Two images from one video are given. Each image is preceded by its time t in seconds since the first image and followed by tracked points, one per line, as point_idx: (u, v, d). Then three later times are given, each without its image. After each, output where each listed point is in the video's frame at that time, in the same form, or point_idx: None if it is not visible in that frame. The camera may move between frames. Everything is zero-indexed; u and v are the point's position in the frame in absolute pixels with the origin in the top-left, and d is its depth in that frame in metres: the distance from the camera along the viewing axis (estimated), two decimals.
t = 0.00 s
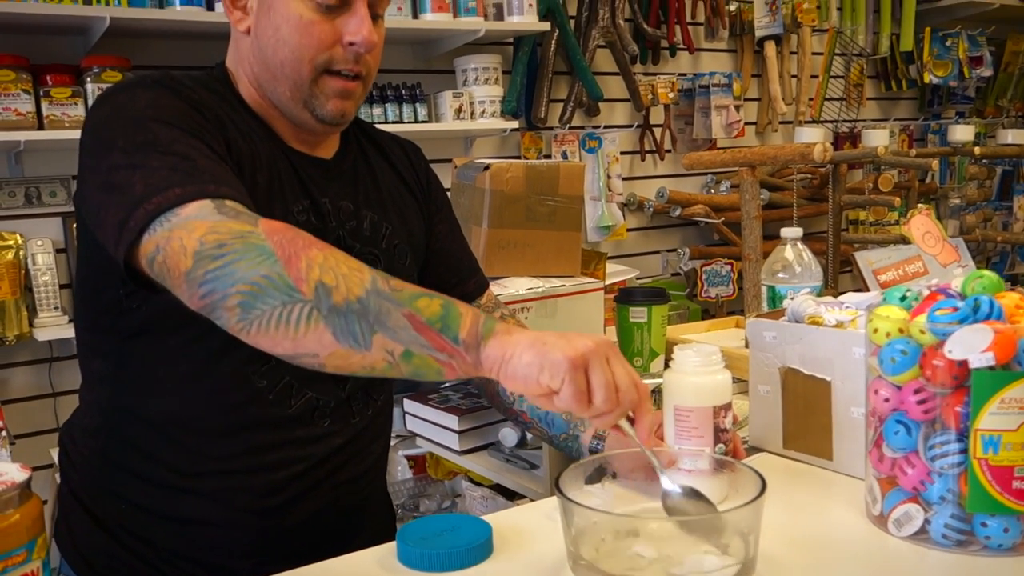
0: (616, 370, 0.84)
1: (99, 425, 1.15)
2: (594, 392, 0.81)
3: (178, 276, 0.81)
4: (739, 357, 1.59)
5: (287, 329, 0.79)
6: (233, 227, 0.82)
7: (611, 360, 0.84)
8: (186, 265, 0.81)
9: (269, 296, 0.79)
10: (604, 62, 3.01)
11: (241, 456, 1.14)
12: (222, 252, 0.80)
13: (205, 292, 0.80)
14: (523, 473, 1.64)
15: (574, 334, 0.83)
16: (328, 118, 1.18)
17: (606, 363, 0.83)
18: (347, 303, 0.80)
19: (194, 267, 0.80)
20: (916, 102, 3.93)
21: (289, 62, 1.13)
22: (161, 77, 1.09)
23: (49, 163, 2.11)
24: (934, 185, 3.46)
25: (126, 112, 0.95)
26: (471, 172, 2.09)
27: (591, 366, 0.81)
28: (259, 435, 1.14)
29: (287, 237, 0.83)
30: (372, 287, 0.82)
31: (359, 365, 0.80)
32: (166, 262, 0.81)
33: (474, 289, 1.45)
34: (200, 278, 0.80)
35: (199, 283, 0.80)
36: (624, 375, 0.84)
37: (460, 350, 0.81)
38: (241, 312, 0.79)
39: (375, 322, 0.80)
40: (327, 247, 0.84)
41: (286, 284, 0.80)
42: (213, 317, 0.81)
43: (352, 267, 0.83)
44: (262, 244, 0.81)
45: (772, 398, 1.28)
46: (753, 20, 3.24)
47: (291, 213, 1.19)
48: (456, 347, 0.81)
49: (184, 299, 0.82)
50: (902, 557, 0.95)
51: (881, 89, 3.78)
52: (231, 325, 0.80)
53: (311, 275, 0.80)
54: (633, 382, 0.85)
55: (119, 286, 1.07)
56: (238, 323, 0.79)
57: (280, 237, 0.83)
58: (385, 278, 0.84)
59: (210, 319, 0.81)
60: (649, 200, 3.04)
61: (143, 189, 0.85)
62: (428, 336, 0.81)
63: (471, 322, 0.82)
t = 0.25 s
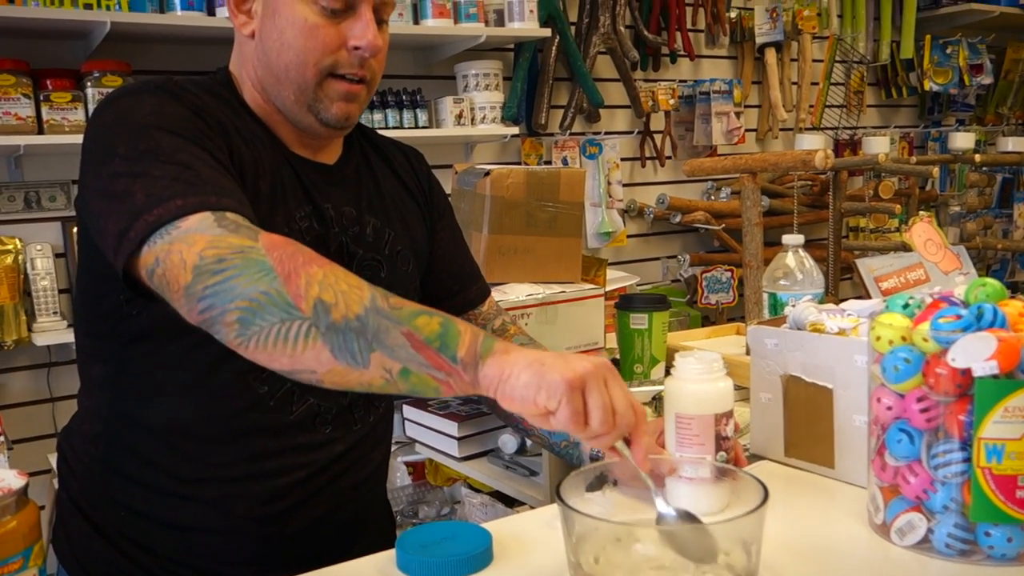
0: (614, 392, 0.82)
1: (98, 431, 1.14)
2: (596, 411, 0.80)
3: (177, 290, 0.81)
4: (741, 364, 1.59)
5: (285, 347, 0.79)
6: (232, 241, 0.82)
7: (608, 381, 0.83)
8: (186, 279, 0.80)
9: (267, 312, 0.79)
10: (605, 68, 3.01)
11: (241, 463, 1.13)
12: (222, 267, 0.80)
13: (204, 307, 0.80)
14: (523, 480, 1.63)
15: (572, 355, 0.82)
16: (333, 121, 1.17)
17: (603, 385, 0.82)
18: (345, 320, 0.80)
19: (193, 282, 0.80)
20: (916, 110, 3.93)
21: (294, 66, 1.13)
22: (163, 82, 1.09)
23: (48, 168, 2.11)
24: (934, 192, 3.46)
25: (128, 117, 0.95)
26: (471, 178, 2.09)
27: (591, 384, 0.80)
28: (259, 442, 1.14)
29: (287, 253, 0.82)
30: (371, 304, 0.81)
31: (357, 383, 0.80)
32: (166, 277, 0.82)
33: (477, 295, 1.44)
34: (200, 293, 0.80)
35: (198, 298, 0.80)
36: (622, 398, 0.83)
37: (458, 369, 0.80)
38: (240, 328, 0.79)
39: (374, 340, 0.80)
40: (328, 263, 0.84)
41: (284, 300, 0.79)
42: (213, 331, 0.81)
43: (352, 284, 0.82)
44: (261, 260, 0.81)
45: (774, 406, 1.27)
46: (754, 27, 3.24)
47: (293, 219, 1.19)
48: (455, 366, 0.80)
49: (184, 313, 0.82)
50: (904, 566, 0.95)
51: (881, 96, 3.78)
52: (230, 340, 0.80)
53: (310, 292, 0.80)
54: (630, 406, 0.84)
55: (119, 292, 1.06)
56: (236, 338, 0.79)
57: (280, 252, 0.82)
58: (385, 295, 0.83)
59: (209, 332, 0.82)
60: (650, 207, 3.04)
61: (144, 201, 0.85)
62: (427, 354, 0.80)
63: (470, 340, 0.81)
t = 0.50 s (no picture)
0: (611, 407, 0.81)
1: (94, 435, 1.14)
2: (591, 421, 0.79)
3: (173, 285, 0.80)
4: (740, 369, 1.58)
5: (280, 344, 0.78)
6: (231, 238, 0.81)
7: (607, 395, 0.82)
8: (183, 274, 0.80)
9: (264, 309, 0.78)
10: (604, 72, 3.01)
11: (237, 468, 1.12)
12: (220, 263, 0.79)
13: (200, 302, 0.79)
14: (521, 485, 1.62)
15: (570, 367, 0.81)
16: (330, 122, 1.17)
17: (601, 399, 0.81)
18: (343, 319, 0.79)
19: (190, 277, 0.79)
20: (915, 115, 3.93)
21: (289, 68, 1.13)
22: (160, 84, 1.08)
23: (45, 170, 2.10)
24: (932, 197, 3.46)
25: (124, 120, 0.95)
26: (471, 181, 2.08)
27: (585, 394, 0.79)
28: (255, 446, 1.13)
29: (285, 251, 0.82)
30: (369, 304, 0.81)
31: (352, 383, 0.79)
32: (162, 271, 0.81)
33: (476, 300, 1.44)
34: (196, 288, 0.79)
35: (195, 293, 0.79)
36: (619, 412, 0.82)
37: (456, 374, 0.79)
38: (235, 324, 0.78)
39: (371, 340, 0.79)
40: (326, 262, 0.83)
41: (281, 297, 0.78)
42: (207, 328, 0.79)
43: (350, 284, 0.82)
44: (260, 257, 0.80)
45: (774, 411, 1.27)
46: (753, 32, 3.24)
47: (290, 222, 1.18)
48: (452, 371, 0.79)
49: (178, 308, 0.81)
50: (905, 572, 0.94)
51: (879, 102, 3.78)
52: (225, 336, 0.79)
53: (308, 290, 0.79)
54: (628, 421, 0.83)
55: (116, 295, 1.06)
56: (231, 335, 0.78)
57: (279, 250, 0.82)
58: (383, 298, 0.83)
59: (203, 329, 0.80)
60: (648, 212, 3.04)
61: (138, 197, 0.85)
62: (424, 357, 0.79)
63: (468, 345, 0.81)
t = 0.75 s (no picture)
0: (605, 389, 0.80)
1: (89, 435, 1.13)
2: (585, 403, 0.78)
3: (159, 287, 0.80)
4: (739, 369, 1.58)
5: (269, 342, 0.78)
6: (215, 237, 0.81)
7: (601, 376, 0.80)
8: (168, 276, 0.80)
9: (251, 308, 0.78)
10: (603, 72, 3.00)
11: (233, 468, 1.11)
12: (204, 263, 0.79)
13: (186, 304, 0.79)
14: (519, 485, 1.62)
15: (563, 350, 0.80)
16: (330, 119, 1.16)
17: (595, 381, 0.79)
18: (331, 314, 0.78)
19: (175, 278, 0.79)
20: (914, 115, 3.94)
21: (287, 66, 1.12)
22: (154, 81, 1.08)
23: (42, 169, 2.10)
24: (931, 197, 3.46)
25: (118, 117, 0.94)
26: (469, 181, 2.08)
27: (580, 379, 0.77)
28: (251, 446, 1.12)
29: (270, 248, 0.82)
30: (357, 297, 0.80)
31: (344, 379, 0.78)
32: (148, 273, 0.81)
33: (474, 299, 1.44)
34: (182, 290, 0.79)
35: (180, 295, 0.79)
36: (614, 394, 0.80)
37: (447, 361, 0.78)
38: (223, 325, 0.78)
39: (360, 333, 0.78)
40: (312, 258, 0.83)
41: (268, 295, 0.78)
42: (195, 329, 0.79)
43: (337, 277, 0.81)
44: (244, 255, 0.80)
45: (773, 411, 1.26)
46: (752, 32, 3.23)
47: (286, 221, 1.17)
48: (443, 358, 0.78)
49: (166, 311, 0.81)
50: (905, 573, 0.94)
51: (878, 102, 3.78)
52: (213, 337, 0.79)
53: (294, 287, 0.79)
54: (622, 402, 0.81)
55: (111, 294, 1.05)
56: (219, 335, 0.78)
57: (263, 247, 0.81)
58: (371, 288, 0.82)
59: (192, 331, 0.80)
60: (647, 212, 3.04)
61: (131, 195, 0.84)
62: (415, 347, 0.78)
63: (459, 331, 0.80)
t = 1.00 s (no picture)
0: (581, 403, 0.77)
1: (86, 434, 1.13)
2: (563, 415, 0.75)
3: (140, 302, 0.80)
4: (738, 368, 1.58)
5: (248, 358, 0.77)
6: (193, 251, 0.81)
7: (577, 390, 0.78)
8: (147, 291, 0.80)
9: (228, 325, 0.78)
10: (601, 70, 3.00)
11: (228, 468, 1.11)
12: (181, 279, 0.79)
13: (165, 320, 0.79)
14: (517, 483, 1.62)
15: (540, 362, 0.77)
16: (316, 119, 1.16)
17: (570, 395, 0.77)
18: (307, 329, 0.78)
19: (154, 295, 0.79)
20: (912, 114, 3.94)
21: (275, 61, 1.13)
22: (146, 81, 1.08)
23: (40, 167, 2.09)
24: (929, 196, 3.47)
25: (106, 123, 0.95)
26: (467, 179, 2.08)
27: (555, 389, 0.75)
28: (247, 445, 1.12)
29: (248, 261, 0.81)
30: (333, 311, 0.79)
31: (323, 391, 0.78)
32: (130, 287, 0.81)
33: (471, 298, 1.44)
34: (160, 306, 0.79)
35: (159, 312, 0.79)
36: (589, 408, 0.78)
37: (424, 373, 0.77)
38: (202, 340, 0.78)
39: (337, 348, 0.77)
40: (291, 269, 0.82)
41: (244, 312, 0.78)
42: (177, 344, 0.80)
43: (314, 290, 0.80)
44: (220, 270, 0.79)
45: (771, 410, 1.26)
46: (751, 30, 3.23)
47: (281, 220, 1.17)
48: (420, 370, 0.77)
49: (148, 326, 0.81)
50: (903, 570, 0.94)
51: (877, 101, 3.78)
52: (194, 353, 0.79)
53: (269, 302, 0.78)
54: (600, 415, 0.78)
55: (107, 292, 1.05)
56: (199, 351, 0.78)
57: (240, 260, 0.81)
58: (349, 301, 0.81)
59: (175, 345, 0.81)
60: (645, 210, 3.03)
61: (116, 206, 0.85)
62: (392, 359, 0.77)
63: (436, 342, 0.78)
